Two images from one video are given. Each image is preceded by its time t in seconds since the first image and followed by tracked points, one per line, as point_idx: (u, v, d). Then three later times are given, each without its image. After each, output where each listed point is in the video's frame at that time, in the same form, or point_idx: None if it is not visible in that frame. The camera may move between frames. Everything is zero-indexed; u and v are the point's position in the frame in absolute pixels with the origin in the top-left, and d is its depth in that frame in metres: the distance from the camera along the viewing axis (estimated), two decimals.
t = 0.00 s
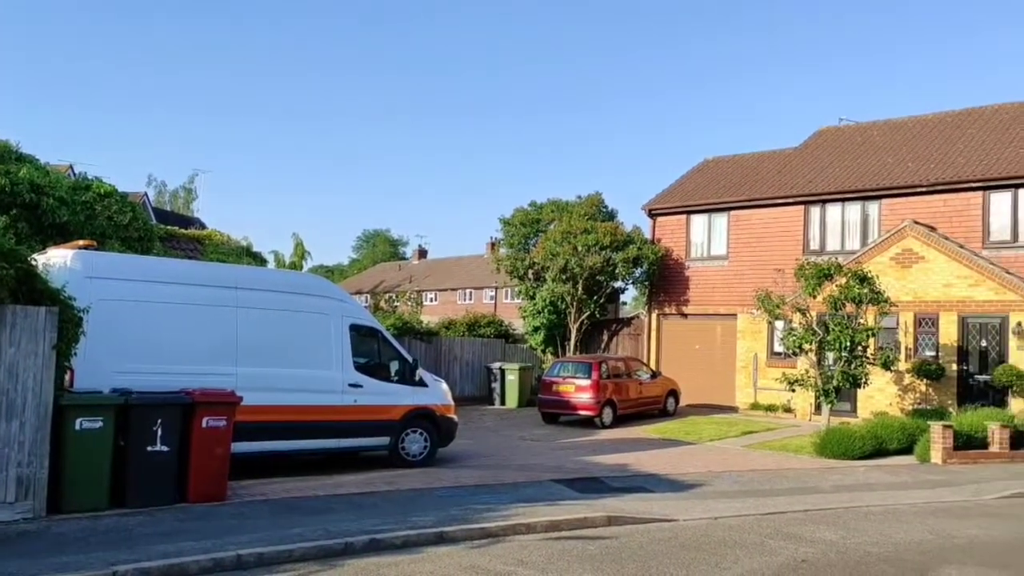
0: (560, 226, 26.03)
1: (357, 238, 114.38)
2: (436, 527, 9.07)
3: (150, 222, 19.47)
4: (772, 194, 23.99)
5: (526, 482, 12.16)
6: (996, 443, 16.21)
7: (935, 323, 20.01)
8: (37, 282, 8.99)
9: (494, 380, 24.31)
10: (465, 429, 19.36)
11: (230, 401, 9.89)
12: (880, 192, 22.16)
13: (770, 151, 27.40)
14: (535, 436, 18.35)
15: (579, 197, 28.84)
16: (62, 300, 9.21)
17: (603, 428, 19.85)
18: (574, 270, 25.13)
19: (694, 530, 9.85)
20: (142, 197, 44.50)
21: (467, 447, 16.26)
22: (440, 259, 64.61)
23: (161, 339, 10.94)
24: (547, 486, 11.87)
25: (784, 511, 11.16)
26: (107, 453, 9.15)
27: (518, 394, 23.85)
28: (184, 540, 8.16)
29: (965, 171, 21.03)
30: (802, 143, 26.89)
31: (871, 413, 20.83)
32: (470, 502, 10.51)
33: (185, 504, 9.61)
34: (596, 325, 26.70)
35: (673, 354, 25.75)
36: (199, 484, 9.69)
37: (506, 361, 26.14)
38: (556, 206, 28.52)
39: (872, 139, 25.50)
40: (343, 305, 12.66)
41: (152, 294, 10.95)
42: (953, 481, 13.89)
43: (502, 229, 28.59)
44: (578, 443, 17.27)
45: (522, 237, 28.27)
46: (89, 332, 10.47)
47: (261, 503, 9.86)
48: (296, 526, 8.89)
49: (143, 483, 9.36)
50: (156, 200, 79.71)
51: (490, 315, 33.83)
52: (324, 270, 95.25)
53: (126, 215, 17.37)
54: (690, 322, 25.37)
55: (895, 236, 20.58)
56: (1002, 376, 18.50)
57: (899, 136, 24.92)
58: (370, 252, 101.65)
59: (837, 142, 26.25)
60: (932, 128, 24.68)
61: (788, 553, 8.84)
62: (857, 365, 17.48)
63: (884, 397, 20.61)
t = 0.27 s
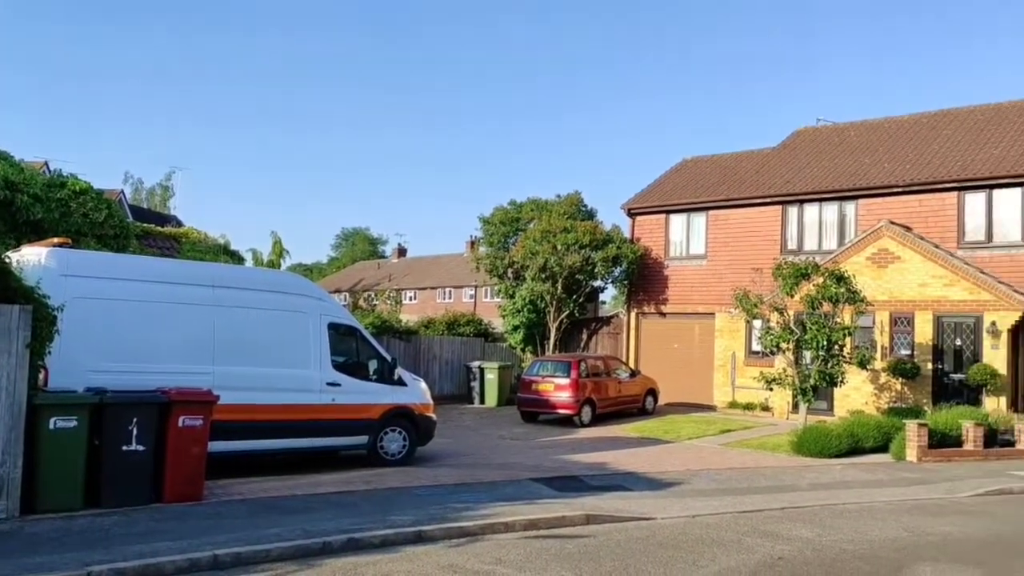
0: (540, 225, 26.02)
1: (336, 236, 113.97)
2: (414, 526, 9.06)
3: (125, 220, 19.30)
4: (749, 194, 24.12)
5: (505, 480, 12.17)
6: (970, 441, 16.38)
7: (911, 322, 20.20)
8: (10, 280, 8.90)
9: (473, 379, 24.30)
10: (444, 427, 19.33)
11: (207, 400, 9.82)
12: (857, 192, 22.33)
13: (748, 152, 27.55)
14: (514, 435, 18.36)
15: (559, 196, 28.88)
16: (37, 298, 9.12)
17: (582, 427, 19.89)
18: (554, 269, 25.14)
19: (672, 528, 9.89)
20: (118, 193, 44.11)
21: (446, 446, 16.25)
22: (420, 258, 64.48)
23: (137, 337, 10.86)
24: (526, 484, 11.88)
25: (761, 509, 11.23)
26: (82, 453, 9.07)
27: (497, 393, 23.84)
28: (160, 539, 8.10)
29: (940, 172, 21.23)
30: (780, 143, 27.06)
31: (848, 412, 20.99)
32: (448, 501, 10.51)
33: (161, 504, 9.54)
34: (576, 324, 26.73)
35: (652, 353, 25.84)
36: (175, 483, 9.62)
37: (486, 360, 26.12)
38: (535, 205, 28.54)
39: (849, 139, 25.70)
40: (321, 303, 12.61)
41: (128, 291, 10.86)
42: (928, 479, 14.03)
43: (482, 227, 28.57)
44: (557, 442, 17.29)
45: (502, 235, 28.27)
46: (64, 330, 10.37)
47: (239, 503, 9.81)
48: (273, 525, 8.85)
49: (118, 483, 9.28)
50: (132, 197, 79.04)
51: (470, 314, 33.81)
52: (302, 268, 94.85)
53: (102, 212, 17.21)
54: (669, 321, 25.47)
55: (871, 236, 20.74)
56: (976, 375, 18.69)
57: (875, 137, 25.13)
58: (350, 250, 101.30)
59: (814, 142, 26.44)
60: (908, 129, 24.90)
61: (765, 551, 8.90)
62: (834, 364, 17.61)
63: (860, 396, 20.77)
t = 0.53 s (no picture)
0: (520, 223, 26.00)
1: (316, 234, 113.49)
2: (393, 524, 9.04)
3: (102, 217, 19.11)
4: (728, 193, 24.22)
5: (484, 479, 12.16)
6: (946, 439, 16.54)
7: (887, 320, 20.37)
8: None
9: (453, 377, 24.27)
10: (424, 426, 19.30)
11: (185, 399, 9.74)
12: (835, 192, 22.49)
13: (727, 151, 27.67)
14: (494, 433, 18.36)
15: (539, 194, 28.90)
16: (11, 295, 9.05)
17: (562, 425, 19.90)
18: (534, 267, 25.14)
19: (651, 526, 9.92)
20: (94, 190, 43.69)
21: (426, 444, 16.22)
22: (400, 256, 64.33)
23: (114, 335, 10.76)
24: (505, 483, 11.88)
25: (740, 506, 11.29)
26: (57, 452, 8.98)
27: (477, 391, 23.83)
28: (136, 539, 8.04)
29: (917, 172, 21.41)
30: (759, 143, 27.21)
31: (826, 410, 21.13)
32: (427, 500, 10.49)
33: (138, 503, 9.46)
34: (556, 322, 26.74)
35: (632, 352, 25.91)
36: (153, 482, 9.55)
37: (466, 358, 26.09)
38: (515, 204, 28.54)
39: (827, 139, 25.87)
40: (300, 301, 12.55)
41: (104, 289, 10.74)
42: (904, 476, 14.16)
43: (462, 226, 28.54)
44: (536, 440, 17.30)
45: (482, 234, 28.25)
46: (39, 328, 10.26)
47: (216, 502, 9.75)
48: (251, 524, 8.80)
49: (94, 482, 9.20)
50: (109, 194, 78.33)
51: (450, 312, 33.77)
52: (282, 266, 94.39)
53: (78, 209, 17.03)
54: (649, 320, 25.55)
55: (849, 236, 20.89)
56: (952, 373, 18.83)
57: (853, 137, 25.32)
58: (329, 248, 100.92)
59: (793, 142, 26.60)
60: (886, 129, 25.10)
61: (743, 548, 8.95)
62: (812, 363, 17.72)
63: (838, 394, 20.92)
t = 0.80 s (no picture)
0: (503, 222, 25.99)
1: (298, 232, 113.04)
2: (375, 523, 9.01)
3: (82, 214, 18.95)
4: (711, 192, 24.31)
5: (466, 477, 12.15)
6: (925, 437, 16.67)
7: (868, 319, 20.50)
8: None
9: (436, 376, 24.24)
10: (406, 425, 19.26)
11: (165, 397, 9.69)
12: (816, 191, 22.61)
13: (709, 151, 27.76)
14: (476, 431, 18.35)
15: (522, 193, 28.90)
16: None
17: (545, 423, 19.92)
18: (517, 266, 25.12)
19: (632, 524, 9.94)
20: (73, 187, 43.34)
21: (408, 443, 16.19)
22: (383, 254, 64.18)
23: (93, 333, 10.68)
24: (488, 481, 11.87)
25: (721, 504, 11.33)
26: (35, 451, 8.90)
27: (460, 390, 23.80)
28: (116, 539, 7.98)
29: (897, 171, 21.56)
30: (741, 142, 27.31)
31: (807, 408, 21.24)
32: (409, 498, 10.47)
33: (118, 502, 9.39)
34: (539, 321, 26.75)
35: (614, 350, 25.96)
36: (133, 482, 9.48)
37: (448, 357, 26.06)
38: (499, 202, 28.53)
39: (808, 139, 26.01)
40: (281, 299, 12.49)
41: (82, 287, 10.66)
42: (884, 474, 14.26)
43: (445, 224, 28.50)
44: (519, 439, 17.30)
45: (465, 232, 28.22)
46: (17, 326, 10.17)
47: (197, 501, 9.69)
48: (231, 524, 8.74)
49: (73, 481, 9.12)
50: (89, 191, 77.71)
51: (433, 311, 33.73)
52: (264, 264, 93.96)
53: (57, 206, 16.87)
54: (631, 319, 25.61)
55: (830, 235, 21.02)
56: (931, 371, 18.97)
57: (834, 136, 25.45)
58: (312, 246, 100.54)
59: (775, 142, 26.72)
60: (867, 129, 25.25)
61: (724, 546, 8.98)
62: (793, 361, 17.81)
63: (818, 392, 21.03)
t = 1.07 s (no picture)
0: (488, 221, 25.97)
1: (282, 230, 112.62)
2: (359, 522, 8.99)
3: (63, 211, 18.81)
4: (695, 191, 24.37)
5: (451, 476, 12.13)
6: (907, 435, 16.78)
7: (851, 318, 20.62)
8: None
9: (421, 374, 24.21)
10: (391, 423, 19.22)
11: (148, 396, 9.63)
12: (800, 191, 22.70)
13: (693, 151, 27.83)
14: (461, 430, 18.34)
15: (507, 191, 28.90)
16: None
17: (529, 422, 19.92)
18: (502, 265, 25.10)
19: (617, 522, 9.95)
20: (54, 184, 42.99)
21: (392, 442, 16.17)
22: (367, 252, 64.03)
23: (75, 331, 10.61)
24: (472, 480, 11.86)
25: (705, 502, 11.36)
26: (16, 450, 8.82)
27: (445, 388, 23.78)
28: (96, 538, 7.92)
29: (880, 171, 21.68)
30: (725, 141, 27.40)
31: (790, 406, 21.33)
32: (393, 497, 10.45)
33: (99, 501, 9.32)
34: (524, 319, 26.75)
35: (599, 349, 26.00)
36: (115, 481, 9.41)
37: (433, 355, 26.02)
38: (483, 201, 28.52)
39: (792, 139, 26.12)
40: (265, 297, 12.43)
41: (64, 286, 10.58)
42: (867, 472, 14.34)
43: (430, 222, 28.47)
44: (504, 437, 17.29)
45: (450, 230, 28.20)
46: None
47: (179, 500, 9.64)
48: (214, 523, 8.70)
49: (54, 481, 9.06)
50: (71, 189, 77.13)
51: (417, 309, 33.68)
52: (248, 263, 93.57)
53: (38, 203, 16.74)
54: (616, 317, 25.66)
55: (813, 234, 21.13)
56: (913, 370, 19.11)
57: (818, 137, 25.58)
58: (296, 244, 100.20)
59: (759, 141, 26.82)
60: (850, 130, 25.38)
61: (708, 544, 9.00)
62: (777, 360, 17.88)
63: (802, 391, 21.13)
